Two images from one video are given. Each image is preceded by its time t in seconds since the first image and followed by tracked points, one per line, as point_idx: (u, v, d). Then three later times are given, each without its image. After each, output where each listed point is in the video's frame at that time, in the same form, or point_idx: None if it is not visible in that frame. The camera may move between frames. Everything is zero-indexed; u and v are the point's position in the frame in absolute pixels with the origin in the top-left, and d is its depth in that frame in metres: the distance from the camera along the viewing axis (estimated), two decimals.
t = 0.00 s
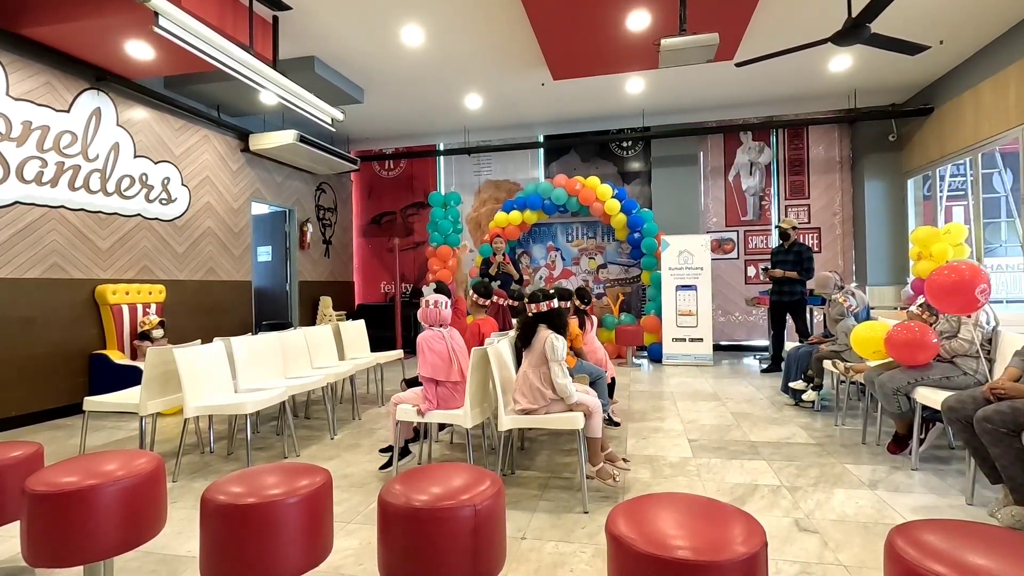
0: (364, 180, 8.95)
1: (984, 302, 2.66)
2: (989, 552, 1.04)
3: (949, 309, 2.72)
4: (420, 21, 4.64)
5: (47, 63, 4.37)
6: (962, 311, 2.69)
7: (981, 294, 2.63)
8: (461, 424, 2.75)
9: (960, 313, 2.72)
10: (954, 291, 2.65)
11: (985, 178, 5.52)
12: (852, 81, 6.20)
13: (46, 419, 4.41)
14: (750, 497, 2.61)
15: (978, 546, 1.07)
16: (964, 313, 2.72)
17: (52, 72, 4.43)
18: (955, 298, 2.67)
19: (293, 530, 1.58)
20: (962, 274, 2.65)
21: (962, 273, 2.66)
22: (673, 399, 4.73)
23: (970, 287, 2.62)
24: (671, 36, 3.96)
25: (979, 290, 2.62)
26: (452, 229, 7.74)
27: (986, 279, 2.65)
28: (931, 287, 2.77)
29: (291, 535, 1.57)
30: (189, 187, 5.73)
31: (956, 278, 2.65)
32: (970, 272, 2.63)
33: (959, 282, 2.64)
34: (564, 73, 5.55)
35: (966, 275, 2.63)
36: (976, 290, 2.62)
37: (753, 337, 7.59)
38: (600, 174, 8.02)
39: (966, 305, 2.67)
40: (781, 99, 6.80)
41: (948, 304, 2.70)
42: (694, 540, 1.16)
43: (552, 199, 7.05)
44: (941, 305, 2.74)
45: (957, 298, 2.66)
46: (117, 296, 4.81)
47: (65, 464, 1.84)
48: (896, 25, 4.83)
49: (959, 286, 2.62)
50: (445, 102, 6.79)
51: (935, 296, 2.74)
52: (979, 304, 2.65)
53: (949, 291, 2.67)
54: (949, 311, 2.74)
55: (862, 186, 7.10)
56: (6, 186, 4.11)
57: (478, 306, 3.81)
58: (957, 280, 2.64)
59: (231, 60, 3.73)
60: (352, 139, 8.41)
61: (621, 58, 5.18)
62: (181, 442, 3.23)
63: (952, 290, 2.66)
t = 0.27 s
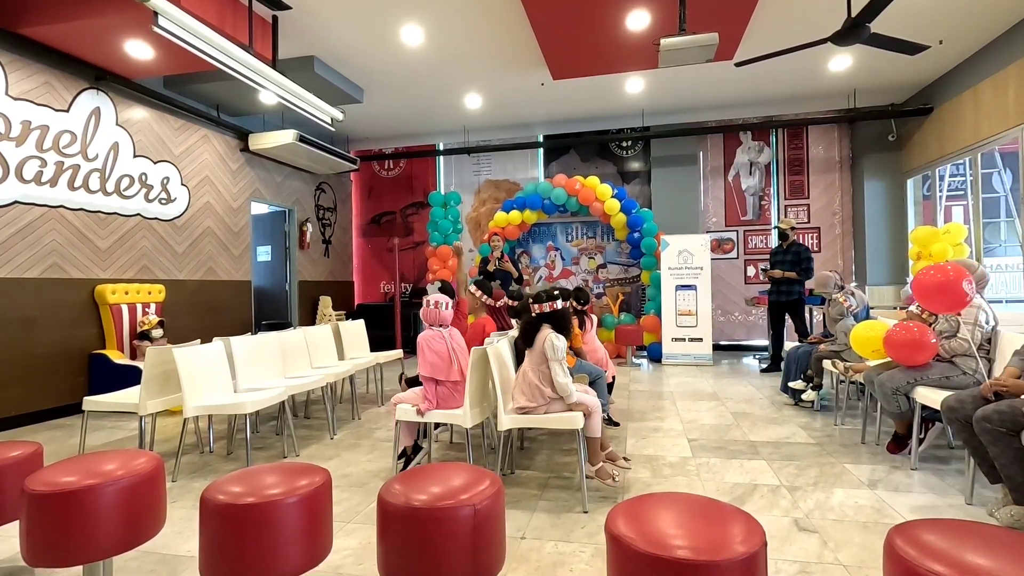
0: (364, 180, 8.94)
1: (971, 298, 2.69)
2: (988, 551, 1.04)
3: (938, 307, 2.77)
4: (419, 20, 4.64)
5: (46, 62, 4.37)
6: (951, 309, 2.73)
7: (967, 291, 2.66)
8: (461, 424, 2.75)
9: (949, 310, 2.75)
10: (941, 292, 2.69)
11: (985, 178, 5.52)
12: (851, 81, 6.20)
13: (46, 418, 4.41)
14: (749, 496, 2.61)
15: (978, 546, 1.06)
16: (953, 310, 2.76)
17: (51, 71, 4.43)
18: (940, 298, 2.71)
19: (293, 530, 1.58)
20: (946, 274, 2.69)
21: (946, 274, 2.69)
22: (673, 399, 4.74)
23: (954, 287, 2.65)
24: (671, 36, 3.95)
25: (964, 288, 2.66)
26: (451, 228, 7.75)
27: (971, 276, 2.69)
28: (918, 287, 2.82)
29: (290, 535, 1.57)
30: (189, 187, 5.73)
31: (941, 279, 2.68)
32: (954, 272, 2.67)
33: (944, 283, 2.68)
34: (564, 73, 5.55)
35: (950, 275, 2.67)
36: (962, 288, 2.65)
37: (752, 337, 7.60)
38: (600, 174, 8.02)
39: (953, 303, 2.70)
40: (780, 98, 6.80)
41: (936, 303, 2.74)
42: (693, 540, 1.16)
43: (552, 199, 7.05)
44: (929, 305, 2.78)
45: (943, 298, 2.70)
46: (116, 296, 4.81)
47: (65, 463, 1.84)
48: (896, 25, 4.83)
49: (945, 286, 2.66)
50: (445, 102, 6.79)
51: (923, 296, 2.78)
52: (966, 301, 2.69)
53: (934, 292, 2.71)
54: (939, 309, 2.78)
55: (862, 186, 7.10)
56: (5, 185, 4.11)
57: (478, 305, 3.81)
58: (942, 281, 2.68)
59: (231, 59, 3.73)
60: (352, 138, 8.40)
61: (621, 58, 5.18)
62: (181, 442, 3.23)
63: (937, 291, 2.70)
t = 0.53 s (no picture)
0: (364, 179, 8.94)
1: (989, 298, 2.63)
2: (988, 551, 1.05)
3: (955, 305, 2.71)
4: (419, 20, 4.64)
5: (46, 62, 4.37)
6: (967, 307, 2.67)
7: (987, 290, 2.60)
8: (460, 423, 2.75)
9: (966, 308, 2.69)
10: (959, 288, 2.63)
11: (984, 178, 5.52)
12: (851, 81, 6.21)
13: (45, 418, 4.41)
14: (749, 496, 2.61)
15: (977, 545, 1.07)
16: (970, 308, 2.69)
17: (51, 71, 4.43)
18: (957, 294, 2.65)
19: (293, 529, 1.58)
20: (967, 271, 2.62)
21: (966, 270, 2.63)
22: (673, 399, 4.73)
23: (973, 285, 2.59)
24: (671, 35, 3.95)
25: (983, 286, 2.59)
26: (451, 228, 7.75)
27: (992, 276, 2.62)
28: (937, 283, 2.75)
29: (290, 534, 1.57)
30: (189, 186, 5.73)
31: (960, 277, 2.62)
32: (975, 269, 2.60)
33: (964, 279, 2.61)
34: (563, 73, 5.56)
35: (970, 272, 2.60)
36: (980, 287, 2.59)
37: (752, 337, 7.60)
38: (600, 174, 8.02)
39: (970, 301, 2.64)
40: (780, 98, 6.80)
41: (952, 300, 2.68)
42: (693, 540, 1.16)
43: (552, 198, 7.05)
44: (946, 301, 2.72)
45: (960, 295, 2.64)
46: (116, 296, 4.81)
47: (65, 463, 1.84)
48: (896, 25, 4.83)
49: (964, 283, 2.59)
50: (444, 102, 6.79)
51: (941, 292, 2.71)
52: (984, 300, 2.63)
53: (952, 288, 2.65)
54: (955, 306, 2.72)
55: (862, 186, 7.10)
56: (5, 185, 4.10)
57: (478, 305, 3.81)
58: (961, 279, 2.61)
59: (231, 59, 3.73)
60: (352, 138, 8.40)
61: (620, 58, 5.19)
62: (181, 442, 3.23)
63: (955, 287, 2.64)
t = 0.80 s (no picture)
0: (363, 179, 8.94)
1: (1001, 296, 2.63)
2: (987, 551, 1.05)
3: (968, 303, 2.71)
4: (419, 20, 4.64)
5: (45, 62, 4.37)
6: (979, 305, 2.67)
7: (1001, 288, 2.60)
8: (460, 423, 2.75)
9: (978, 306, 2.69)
10: (974, 286, 2.62)
11: (984, 178, 5.53)
12: (850, 81, 6.21)
13: (45, 418, 4.41)
14: (749, 495, 2.62)
15: (976, 545, 1.07)
16: (981, 307, 2.70)
17: (50, 71, 4.42)
18: (971, 292, 2.65)
19: (293, 529, 1.58)
20: (981, 269, 2.62)
21: (981, 267, 2.62)
22: (672, 399, 4.73)
23: (988, 282, 2.59)
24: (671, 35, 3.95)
25: (997, 284, 2.59)
26: (451, 228, 7.75)
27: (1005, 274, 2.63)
28: (949, 280, 2.75)
29: (290, 534, 1.57)
30: (188, 186, 5.73)
31: (978, 275, 2.60)
32: (989, 267, 2.60)
33: (979, 277, 2.61)
34: (563, 73, 5.56)
35: (985, 270, 2.60)
36: (997, 286, 2.59)
37: (751, 337, 7.60)
38: (600, 173, 8.02)
39: (983, 299, 2.64)
40: (779, 98, 6.80)
41: (966, 297, 2.67)
42: (692, 540, 1.16)
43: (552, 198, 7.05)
44: (959, 299, 2.72)
45: (974, 292, 2.64)
46: (116, 296, 4.81)
47: (65, 463, 1.84)
48: (895, 25, 4.83)
49: (980, 280, 2.59)
50: (444, 102, 6.79)
51: (954, 289, 2.71)
52: (995, 299, 2.65)
53: (965, 285, 2.65)
54: (967, 304, 2.71)
55: (861, 186, 7.10)
56: (5, 185, 4.10)
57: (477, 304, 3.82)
58: (980, 277, 2.60)
59: (230, 59, 3.72)
60: (351, 138, 8.40)
61: (620, 57, 5.19)
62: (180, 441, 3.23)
63: (970, 284, 2.63)
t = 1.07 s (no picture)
0: (363, 179, 8.93)
1: (976, 300, 2.63)
2: (986, 551, 1.05)
3: (943, 307, 2.71)
4: (419, 20, 4.64)
5: (45, 62, 4.37)
6: (955, 309, 2.67)
7: (975, 292, 2.60)
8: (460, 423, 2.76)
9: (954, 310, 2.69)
10: (947, 290, 2.63)
11: (983, 178, 5.53)
12: (850, 81, 6.22)
13: (44, 418, 4.41)
14: (748, 495, 2.62)
15: (975, 545, 1.07)
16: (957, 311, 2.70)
17: (50, 71, 4.42)
18: (945, 295, 2.66)
19: (292, 529, 1.58)
20: (954, 273, 2.62)
21: (954, 271, 2.63)
22: (672, 399, 4.73)
23: (960, 286, 2.60)
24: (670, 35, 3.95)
25: (970, 288, 2.59)
26: (451, 228, 7.74)
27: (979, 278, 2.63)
28: (924, 284, 2.76)
29: (290, 534, 1.58)
30: (188, 186, 5.73)
31: (951, 279, 2.61)
32: (962, 271, 2.61)
33: (952, 281, 2.62)
34: (563, 74, 5.56)
35: (957, 274, 2.61)
36: (969, 290, 2.59)
37: (751, 337, 7.61)
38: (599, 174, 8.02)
39: (958, 303, 2.65)
40: (779, 98, 6.80)
41: (940, 301, 2.68)
42: (692, 540, 1.16)
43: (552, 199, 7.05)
44: (934, 303, 2.73)
45: (948, 296, 2.65)
46: (115, 296, 4.81)
47: (65, 463, 1.84)
48: (895, 25, 4.84)
49: (951, 285, 2.60)
50: (444, 102, 6.78)
51: (928, 293, 2.72)
52: (970, 302, 2.65)
53: (939, 290, 2.66)
54: (944, 308, 2.72)
55: (861, 186, 7.10)
56: (4, 185, 4.10)
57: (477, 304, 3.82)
58: (952, 281, 2.60)
59: (230, 59, 3.72)
60: (351, 138, 8.40)
61: (619, 57, 5.19)
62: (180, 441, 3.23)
63: (943, 289, 2.64)
